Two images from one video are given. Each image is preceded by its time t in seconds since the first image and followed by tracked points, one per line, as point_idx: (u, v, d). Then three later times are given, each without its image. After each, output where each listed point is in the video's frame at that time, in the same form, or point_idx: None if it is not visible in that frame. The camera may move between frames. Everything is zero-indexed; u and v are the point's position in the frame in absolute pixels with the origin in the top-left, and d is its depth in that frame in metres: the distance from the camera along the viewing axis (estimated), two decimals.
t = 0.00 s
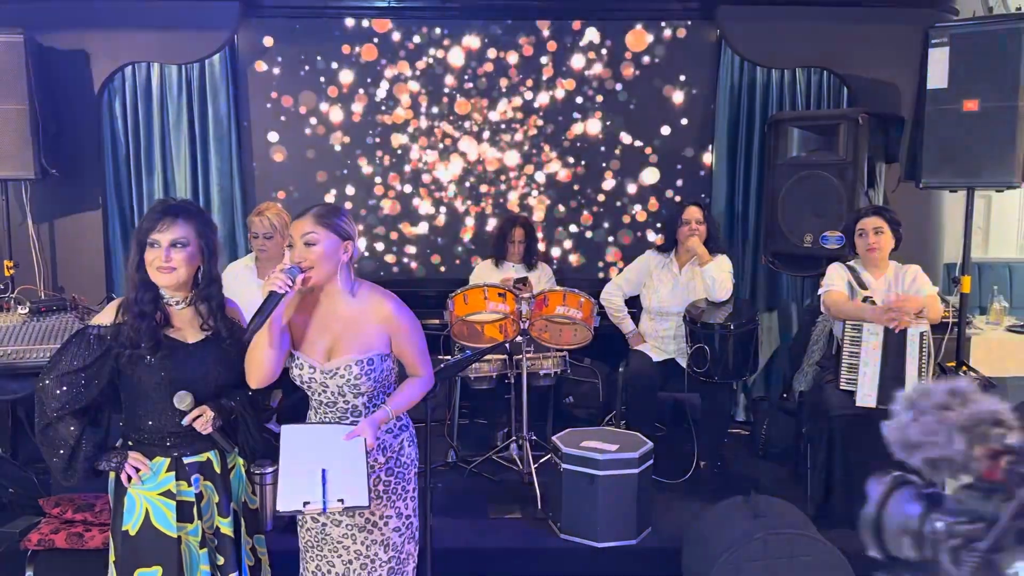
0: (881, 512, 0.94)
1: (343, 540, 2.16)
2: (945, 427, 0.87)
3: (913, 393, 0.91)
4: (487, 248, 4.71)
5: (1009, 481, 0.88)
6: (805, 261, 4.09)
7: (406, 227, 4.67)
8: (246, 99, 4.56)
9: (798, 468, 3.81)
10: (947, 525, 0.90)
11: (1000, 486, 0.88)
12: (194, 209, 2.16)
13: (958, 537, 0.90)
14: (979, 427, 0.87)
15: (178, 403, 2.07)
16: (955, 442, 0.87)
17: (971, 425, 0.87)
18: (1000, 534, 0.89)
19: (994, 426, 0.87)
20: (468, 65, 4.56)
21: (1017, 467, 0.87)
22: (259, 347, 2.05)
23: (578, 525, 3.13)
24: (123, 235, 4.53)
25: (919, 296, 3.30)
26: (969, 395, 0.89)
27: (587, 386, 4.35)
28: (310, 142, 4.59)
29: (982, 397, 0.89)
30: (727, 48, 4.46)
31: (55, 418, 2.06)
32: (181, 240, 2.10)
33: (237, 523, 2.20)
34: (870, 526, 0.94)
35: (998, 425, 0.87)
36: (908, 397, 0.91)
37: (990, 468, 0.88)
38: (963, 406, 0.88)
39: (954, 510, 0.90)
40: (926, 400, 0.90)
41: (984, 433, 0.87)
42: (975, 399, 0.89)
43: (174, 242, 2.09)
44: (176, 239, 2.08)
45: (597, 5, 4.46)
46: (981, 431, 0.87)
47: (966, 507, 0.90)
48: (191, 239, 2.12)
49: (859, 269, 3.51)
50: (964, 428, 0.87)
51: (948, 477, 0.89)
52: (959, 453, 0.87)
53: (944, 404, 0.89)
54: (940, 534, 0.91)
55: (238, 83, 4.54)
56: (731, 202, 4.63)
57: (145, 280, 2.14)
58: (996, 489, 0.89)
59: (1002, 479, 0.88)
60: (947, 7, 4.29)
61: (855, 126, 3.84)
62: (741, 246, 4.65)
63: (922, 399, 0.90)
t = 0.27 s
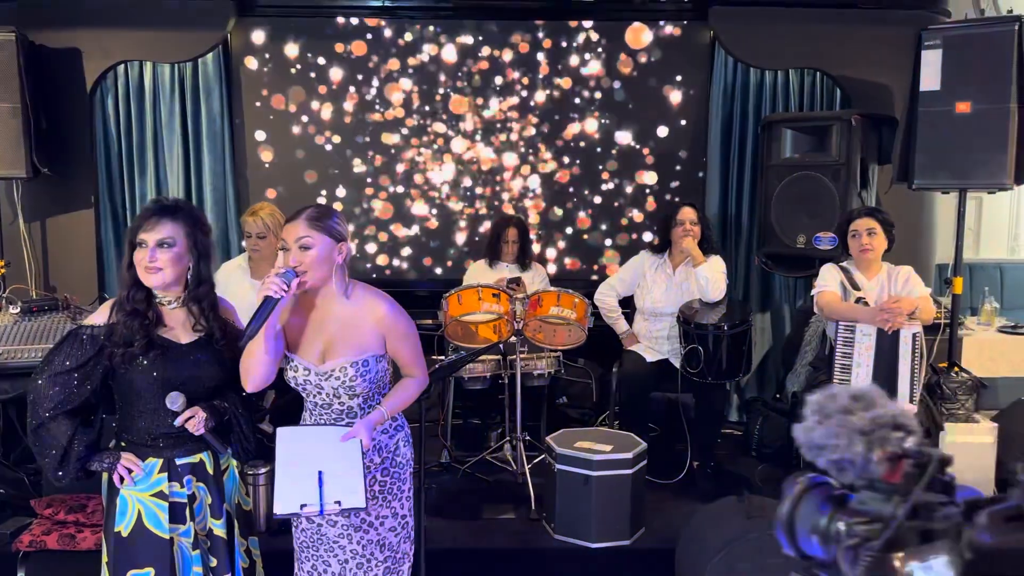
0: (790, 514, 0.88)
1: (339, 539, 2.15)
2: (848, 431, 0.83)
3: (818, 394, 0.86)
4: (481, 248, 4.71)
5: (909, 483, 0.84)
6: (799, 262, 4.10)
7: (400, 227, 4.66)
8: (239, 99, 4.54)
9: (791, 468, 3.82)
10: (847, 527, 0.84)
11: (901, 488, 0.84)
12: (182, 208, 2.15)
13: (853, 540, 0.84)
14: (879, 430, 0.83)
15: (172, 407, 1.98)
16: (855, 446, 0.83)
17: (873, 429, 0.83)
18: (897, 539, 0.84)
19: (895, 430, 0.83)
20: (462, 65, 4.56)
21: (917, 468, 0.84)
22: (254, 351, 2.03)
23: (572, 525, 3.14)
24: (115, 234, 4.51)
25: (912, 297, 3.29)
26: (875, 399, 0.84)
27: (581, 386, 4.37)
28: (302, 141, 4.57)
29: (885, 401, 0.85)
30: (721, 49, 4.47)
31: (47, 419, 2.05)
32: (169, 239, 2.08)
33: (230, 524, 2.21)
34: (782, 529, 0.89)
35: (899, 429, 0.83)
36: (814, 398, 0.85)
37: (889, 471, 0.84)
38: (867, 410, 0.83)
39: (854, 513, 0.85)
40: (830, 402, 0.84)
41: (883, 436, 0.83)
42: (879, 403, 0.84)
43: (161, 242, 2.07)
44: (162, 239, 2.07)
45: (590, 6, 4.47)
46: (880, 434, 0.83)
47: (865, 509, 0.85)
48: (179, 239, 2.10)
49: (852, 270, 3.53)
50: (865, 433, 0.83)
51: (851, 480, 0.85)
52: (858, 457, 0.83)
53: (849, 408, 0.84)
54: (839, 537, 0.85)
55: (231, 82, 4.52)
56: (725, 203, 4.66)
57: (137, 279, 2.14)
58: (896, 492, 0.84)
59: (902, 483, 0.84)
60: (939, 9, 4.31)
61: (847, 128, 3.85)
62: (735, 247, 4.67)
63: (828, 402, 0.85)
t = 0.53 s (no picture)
0: (735, 508, 0.92)
1: (334, 539, 2.14)
2: (787, 422, 0.84)
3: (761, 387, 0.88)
4: (475, 247, 4.71)
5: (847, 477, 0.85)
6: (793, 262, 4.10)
7: (393, 225, 4.65)
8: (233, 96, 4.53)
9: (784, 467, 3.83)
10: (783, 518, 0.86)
11: (841, 481, 0.85)
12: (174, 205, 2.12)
13: (791, 530, 0.85)
14: (818, 421, 0.84)
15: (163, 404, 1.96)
16: (793, 436, 0.84)
17: (811, 420, 0.84)
18: (834, 530, 0.86)
19: (834, 421, 0.85)
20: (457, 64, 4.55)
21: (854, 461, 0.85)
22: (255, 341, 2.05)
23: (566, 524, 3.13)
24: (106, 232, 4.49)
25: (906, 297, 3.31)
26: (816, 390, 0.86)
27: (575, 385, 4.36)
28: (296, 139, 4.56)
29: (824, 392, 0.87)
30: (715, 49, 4.48)
31: (36, 410, 2.01)
32: (158, 235, 2.06)
33: (222, 524, 2.19)
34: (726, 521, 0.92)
35: (839, 421, 0.86)
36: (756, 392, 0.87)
37: (831, 462, 0.85)
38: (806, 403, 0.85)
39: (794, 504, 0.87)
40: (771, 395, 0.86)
41: (821, 426, 0.84)
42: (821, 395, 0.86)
43: (149, 239, 2.05)
44: (151, 236, 2.05)
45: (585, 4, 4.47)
46: (818, 426, 0.84)
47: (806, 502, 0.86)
48: (168, 236, 2.07)
49: (845, 270, 3.54)
50: (804, 424, 0.84)
51: (792, 472, 0.87)
52: (796, 447, 0.84)
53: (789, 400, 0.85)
54: (777, 526, 0.86)
55: (224, 79, 4.50)
56: (719, 202, 4.66)
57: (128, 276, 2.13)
58: (836, 484, 0.86)
59: (843, 475, 0.85)
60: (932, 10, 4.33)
61: (842, 128, 3.85)
62: (729, 246, 4.68)
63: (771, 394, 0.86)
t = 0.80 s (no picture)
0: (703, 510, 1.02)
1: (327, 543, 2.13)
2: (753, 423, 0.97)
3: (732, 387, 1.01)
4: (469, 248, 4.70)
5: (814, 480, 0.93)
6: (785, 264, 4.12)
7: (387, 226, 4.64)
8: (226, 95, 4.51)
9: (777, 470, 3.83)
10: (751, 521, 0.94)
11: (808, 485, 0.95)
12: (167, 204, 2.12)
13: (757, 534, 0.91)
14: (785, 422, 0.96)
15: (158, 398, 2.04)
16: (759, 436, 0.97)
17: (778, 421, 0.96)
18: (804, 536, 0.90)
19: (801, 423, 0.96)
20: (452, 64, 4.55)
21: (822, 464, 0.94)
22: (255, 337, 2.03)
23: (560, 526, 3.13)
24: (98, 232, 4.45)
25: (899, 299, 3.35)
26: (784, 393, 0.98)
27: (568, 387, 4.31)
28: (290, 139, 4.55)
29: (794, 396, 0.98)
30: (710, 51, 4.49)
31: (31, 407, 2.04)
32: (148, 235, 2.06)
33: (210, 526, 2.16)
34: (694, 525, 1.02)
35: (806, 423, 0.97)
36: (726, 392, 1.01)
37: (797, 465, 0.96)
38: (775, 403, 0.97)
39: (761, 507, 0.96)
40: (739, 394, 0.99)
41: (788, 428, 0.96)
42: (788, 397, 0.98)
43: (141, 238, 2.06)
44: (142, 234, 2.05)
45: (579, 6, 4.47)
46: (786, 426, 0.96)
47: (773, 504, 0.96)
48: (160, 236, 2.08)
49: (839, 272, 3.54)
50: (770, 425, 0.96)
51: (759, 473, 0.99)
52: (762, 447, 0.97)
53: (757, 399, 0.98)
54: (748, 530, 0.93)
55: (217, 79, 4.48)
56: (713, 204, 4.66)
57: (119, 275, 2.12)
58: (803, 487, 0.95)
59: (808, 480, 0.95)
60: (925, 14, 4.35)
61: (836, 131, 3.85)
62: (722, 248, 4.68)
63: (739, 394, 1.00)
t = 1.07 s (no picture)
0: (700, 505, 0.92)
1: (325, 542, 2.14)
2: (755, 413, 0.87)
3: (731, 373, 0.91)
4: (467, 249, 4.71)
5: (817, 472, 0.84)
6: (782, 266, 4.12)
7: (385, 227, 4.64)
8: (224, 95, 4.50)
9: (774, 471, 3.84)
10: (751, 516, 0.85)
11: (813, 477, 0.85)
12: (165, 203, 2.12)
13: (757, 529, 0.83)
14: (788, 412, 0.86)
15: (158, 400, 2.02)
16: (760, 426, 0.87)
17: (781, 410, 0.87)
18: (807, 531, 0.82)
19: (806, 412, 0.87)
20: (451, 65, 4.55)
21: (826, 456, 0.84)
22: (253, 335, 2.04)
23: (557, 526, 3.13)
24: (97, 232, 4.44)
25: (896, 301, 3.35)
26: (788, 380, 0.89)
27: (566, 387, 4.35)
28: (288, 139, 4.54)
29: (797, 383, 0.89)
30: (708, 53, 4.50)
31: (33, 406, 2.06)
32: (146, 234, 2.06)
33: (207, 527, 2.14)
34: (692, 520, 0.92)
35: (811, 412, 0.87)
36: (725, 379, 0.91)
37: (801, 457, 0.87)
38: (776, 391, 0.88)
39: (761, 501, 0.87)
40: (740, 382, 0.90)
41: (792, 417, 0.86)
42: (791, 384, 0.88)
43: (139, 237, 2.06)
44: (141, 233, 2.05)
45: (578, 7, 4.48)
46: (789, 417, 0.86)
47: (774, 498, 0.86)
48: (159, 235, 2.08)
49: (837, 274, 3.55)
50: (772, 414, 0.87)
51: (760, 465, 0.89)
52: (763, 437, 0.87)
53: (758, 387, 0.89)
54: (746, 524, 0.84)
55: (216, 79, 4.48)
56: (711, 206, 4.68)
57: (118, 275, 2.12)
58: (807, 480, 0.86)
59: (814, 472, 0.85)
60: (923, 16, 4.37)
61: (834, 133, 3.88)
62: (720, 249, 4.69)
63: (739, 381, 0.90)
